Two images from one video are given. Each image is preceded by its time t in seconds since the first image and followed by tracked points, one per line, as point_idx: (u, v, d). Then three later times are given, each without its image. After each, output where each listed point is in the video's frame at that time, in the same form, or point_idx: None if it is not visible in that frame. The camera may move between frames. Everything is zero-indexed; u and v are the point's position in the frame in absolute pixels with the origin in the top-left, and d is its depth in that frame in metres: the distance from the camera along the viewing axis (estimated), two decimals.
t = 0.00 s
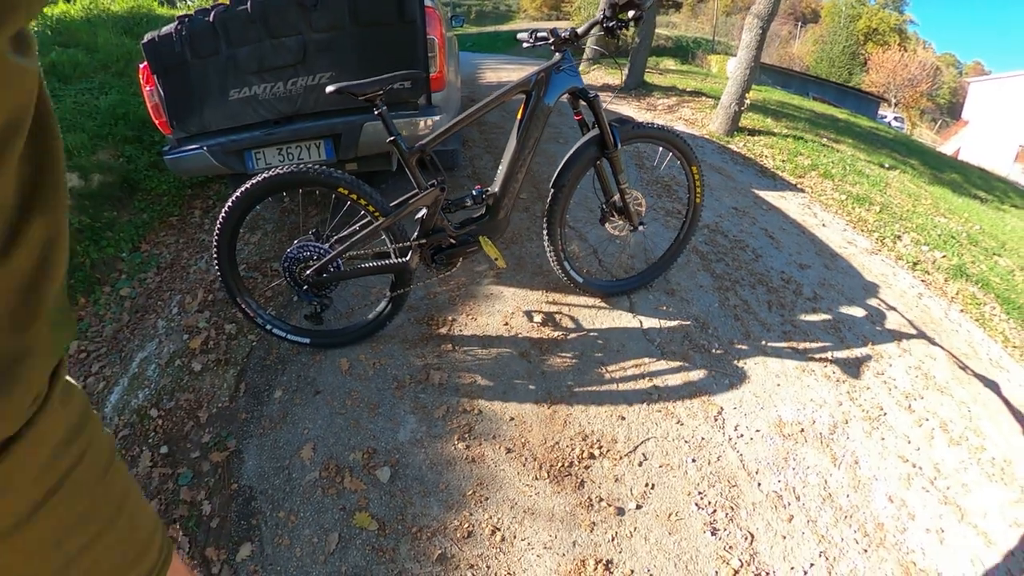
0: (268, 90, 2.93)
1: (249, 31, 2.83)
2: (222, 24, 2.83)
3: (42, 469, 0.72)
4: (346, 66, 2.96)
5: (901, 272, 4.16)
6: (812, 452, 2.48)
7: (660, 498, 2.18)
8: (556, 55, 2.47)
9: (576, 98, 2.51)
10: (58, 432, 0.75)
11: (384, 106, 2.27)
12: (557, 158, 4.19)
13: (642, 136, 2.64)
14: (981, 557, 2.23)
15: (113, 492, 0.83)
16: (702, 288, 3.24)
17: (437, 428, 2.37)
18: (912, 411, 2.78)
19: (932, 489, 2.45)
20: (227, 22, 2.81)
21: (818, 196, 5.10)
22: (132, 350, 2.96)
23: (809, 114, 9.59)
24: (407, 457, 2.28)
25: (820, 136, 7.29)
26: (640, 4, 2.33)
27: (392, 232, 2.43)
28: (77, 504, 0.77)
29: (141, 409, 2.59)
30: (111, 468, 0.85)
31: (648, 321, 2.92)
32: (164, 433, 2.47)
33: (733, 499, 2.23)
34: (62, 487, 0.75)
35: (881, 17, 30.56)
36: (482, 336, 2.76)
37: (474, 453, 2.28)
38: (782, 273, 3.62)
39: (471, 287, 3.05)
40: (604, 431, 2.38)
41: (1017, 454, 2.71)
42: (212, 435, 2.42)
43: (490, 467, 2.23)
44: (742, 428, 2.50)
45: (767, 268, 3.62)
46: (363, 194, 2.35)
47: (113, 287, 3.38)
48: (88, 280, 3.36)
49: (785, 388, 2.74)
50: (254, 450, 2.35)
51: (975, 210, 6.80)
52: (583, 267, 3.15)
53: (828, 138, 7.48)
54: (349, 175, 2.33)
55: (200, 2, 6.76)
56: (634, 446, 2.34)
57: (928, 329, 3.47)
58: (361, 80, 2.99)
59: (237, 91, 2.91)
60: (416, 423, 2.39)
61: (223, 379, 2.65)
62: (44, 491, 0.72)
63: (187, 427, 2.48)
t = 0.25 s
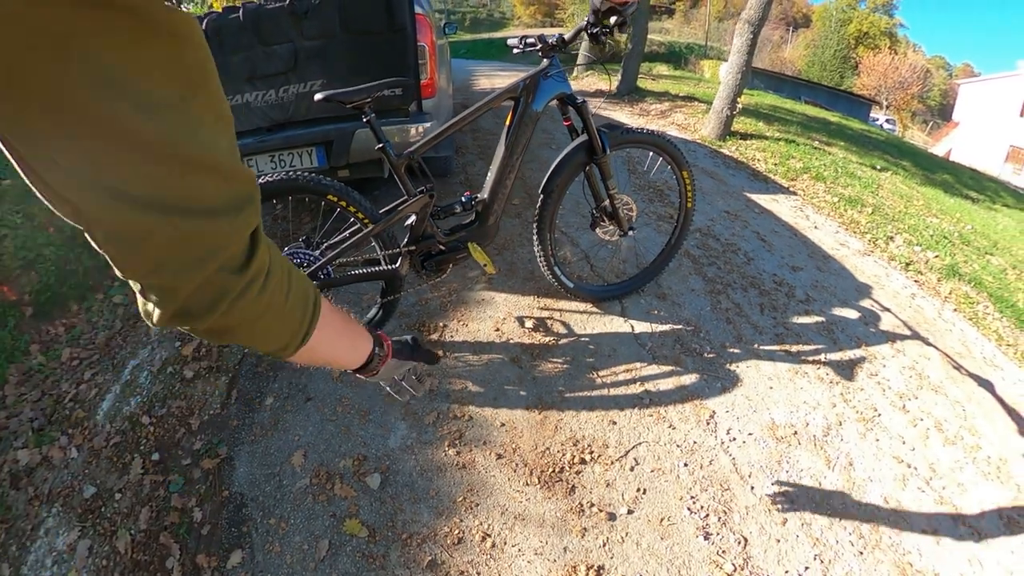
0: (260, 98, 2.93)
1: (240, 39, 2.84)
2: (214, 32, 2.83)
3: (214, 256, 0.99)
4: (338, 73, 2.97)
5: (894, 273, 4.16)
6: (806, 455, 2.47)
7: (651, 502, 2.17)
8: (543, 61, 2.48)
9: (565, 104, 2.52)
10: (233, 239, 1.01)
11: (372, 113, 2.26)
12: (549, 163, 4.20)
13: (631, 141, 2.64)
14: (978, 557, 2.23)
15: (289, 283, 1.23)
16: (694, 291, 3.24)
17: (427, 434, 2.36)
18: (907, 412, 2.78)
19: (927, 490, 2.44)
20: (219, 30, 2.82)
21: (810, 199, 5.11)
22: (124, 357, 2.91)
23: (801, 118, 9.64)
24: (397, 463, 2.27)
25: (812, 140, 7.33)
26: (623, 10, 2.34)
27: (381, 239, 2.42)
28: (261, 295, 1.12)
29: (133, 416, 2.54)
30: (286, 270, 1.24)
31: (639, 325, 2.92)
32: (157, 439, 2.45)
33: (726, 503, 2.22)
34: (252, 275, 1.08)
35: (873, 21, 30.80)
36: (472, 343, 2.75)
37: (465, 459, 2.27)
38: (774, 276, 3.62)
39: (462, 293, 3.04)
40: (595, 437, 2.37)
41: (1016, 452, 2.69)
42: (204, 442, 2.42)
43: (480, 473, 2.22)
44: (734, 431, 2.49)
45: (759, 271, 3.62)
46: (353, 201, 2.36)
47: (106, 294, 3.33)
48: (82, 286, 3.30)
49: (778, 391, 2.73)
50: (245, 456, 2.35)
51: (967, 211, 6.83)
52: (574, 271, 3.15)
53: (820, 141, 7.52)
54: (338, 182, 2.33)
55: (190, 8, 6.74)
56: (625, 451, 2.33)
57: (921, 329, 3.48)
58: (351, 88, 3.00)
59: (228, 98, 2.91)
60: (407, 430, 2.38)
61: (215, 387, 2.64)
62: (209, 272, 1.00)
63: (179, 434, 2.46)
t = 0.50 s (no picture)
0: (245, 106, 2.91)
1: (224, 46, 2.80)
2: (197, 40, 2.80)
3: (238, 183, 1.08)
4: (323, 81, 2.95)
5: (887, 276, 4.14)
6: (796, 465, 2.44)
7: (637, 516, 2.14)
8: (526, 68, 2.46)
9: (548, 112, 2.49)
10: (254, 168, 1.10)
11: (351, 124, 2.23)
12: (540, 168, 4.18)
13: (617, 149, 2.61)
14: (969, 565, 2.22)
15: (301, 200, 1.31)
16: (683, 298, 3.22)
17: (411, 447, 2.33)
18: (899, 418, 2.76)
19: (920, 498, 2.42)
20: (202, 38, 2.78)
21: (802, 201, 5.09)
22: (112, 368, 2.84)
23: (795, 118, 9.63)
24: (381, 476, 2.24)
25: (805, 141, 7.32)
26: (599, 17, 2.31)
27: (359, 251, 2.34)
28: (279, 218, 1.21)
29: (121, 428, 2.51)
30: (297, 188, 1.30)
31: (626, 334, 2.90)
32: (144, 451, 2.41)
33: (713, 516, 2.19)
34: (271, 200, 1.17)
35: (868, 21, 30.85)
36: (457, 353, 2.72)
37: (448, 473, 2.24)
38: (765, 281, 3.60)
39: (448, 301, 3.02)
40: (580, 449, 2.35)
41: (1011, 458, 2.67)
42: (190, 454, 2.38)
43: (463, 487, 2.20)
44: (722, 442, 2.47)
45: (750, 276, 3.60)
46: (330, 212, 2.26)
47: (95, 302, 3.24)
48: (70, 295, 3.21)
49: (767, 400, 2.71)
50: (231, 469, 2.31)
51: (961, 211, 6.82)
52: (561, 279, 3.13)
53: (814, 142, 7.51)
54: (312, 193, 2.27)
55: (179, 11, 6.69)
56: (611, 464, 2.31)
57: (913, 332, 3.46)
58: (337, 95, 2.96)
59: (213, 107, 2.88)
60: (390, 443, 2.35)
61: (201, 398, 2.60)
62: (234, 201, 1.09)
63: (166, 446, 2.43)
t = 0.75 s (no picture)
0: (208, 109, 2.78)
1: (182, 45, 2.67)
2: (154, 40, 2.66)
3: (191, 200, 1.18)
4: (288, 80, 2.83)
5: (869, 267, 4.13)
6: (782, 467, 2.40)
7: (618, 527, 2.08)
8: (495, 61, 2.37)
9: (519, 107, 2.41)
10: (207, 184, 1.21)
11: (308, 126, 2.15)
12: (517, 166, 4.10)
13: (592, 146, 2.53)
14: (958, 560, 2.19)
15: (261, 212, 1.41)
16: (664, 296, 3.17)
17: (383, 461, 2.25)
18: (885, 412, 2.73)
19: (907, 494, 2.39)
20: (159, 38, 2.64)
21: (783, 193, 5.07)
22: (82, 386, 2.72)
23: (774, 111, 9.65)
24: (354, 493, 2.16)
25: (785, 132, 7.32)
26: (568, 6, 2.25)
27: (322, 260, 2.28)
28: (238, 234, 1.32)
29: (90, 448, 2.38)
30: (259, 206, 1.42)
31: (606, 336, 2.83)
32: (115, 473, 2.29)
33: (697, 523, 2.14)
34: (230, 218, 1.29)
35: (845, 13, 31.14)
36: (431, 361, 2.64)
37: (422, 487, 2.16)
38: (747, 276, 3.56)
39: (422, 307, 2.94)
40: (559, 459, 2.28)
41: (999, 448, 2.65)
42: (162, 474, 2.26)
43: (438, 502, 2.12)
44: (706, 446, 2.42)
45: (731, 272, 3.56)
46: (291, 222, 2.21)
47: (64, 317, 3.16)
48: (38, 309, 3.12)
49: (751, 400, 2.66)
50: (203, 489, 2.20)
51: (939, 200, 6.86)
52: (539, 280, 3.06)
53: (793, 133, 7.51)
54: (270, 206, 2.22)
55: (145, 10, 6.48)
56: (590, 472, 2.24)
57: (896, 324, 3.43)
58: (301, 94, 2.87)
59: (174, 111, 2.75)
60: (362, 458, 2.26)
61: (173, 415, 2.47)
62: (191, 218, 1.20)
63: (137, 466, 2.31)
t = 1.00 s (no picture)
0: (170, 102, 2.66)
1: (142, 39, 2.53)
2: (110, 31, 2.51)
3: (206, 225, 1.07)
4: (252, 71, 2.72)
5: (854, 254, 4.10)
6: (782, 463, 2.33)
7: (620, 537, 2.00)
8: (476, 42, 2.27)
9: (502, 92, 2.31)
10: (223, 209, 1.09)
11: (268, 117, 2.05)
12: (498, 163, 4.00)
13: (582, 133, 2.45)
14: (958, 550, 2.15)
15: (277, 236, 1.29)
16: (654, 289, 3.09)
17: (367, 479, 2.13)
18: (878, 401, 2.70)
19: (906, 484, 2.36)
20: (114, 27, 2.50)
21: (766, 181, 5.04)
22: (48, 408, 2.45)
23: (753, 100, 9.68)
24: (338, 514, 2.03)
25: (765, 122, 7.32)
26: None
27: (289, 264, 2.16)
28: (255, 260, 1.21)
29: (58, 475, 2.17)
30: (278, 226, 1.31)
31: (597, 333, 2.74)
32: (86, 501, 2.09)
33: (700, 527, 2.06)
34: (249, 240, 1.18)
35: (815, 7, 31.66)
36: (413, 367, 2.53)
37: (411, 504, 2.05)
38: (737, 266, 3.50)
39: (403, 309, 2.81)
40: (554, 467, 2.18)
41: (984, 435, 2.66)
42: (135, 500, 2.10)
43: (428, 520, 2.01)
44: (705, 445, 2.33)
45: (720, 262, 3.50)
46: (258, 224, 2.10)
47: (28, 332, 2.82)
48: None
49: (748, 394, 2.59)
50: (178, 514, 2.05)
51: (916, 187, 6.92)
52: (526, 276, 2.96)
53: (773, 123, 7.52)
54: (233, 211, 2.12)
55: None
56: (587, 481, 2.15)
57: (884, 311, 3.40)
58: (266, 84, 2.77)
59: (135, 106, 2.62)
60: (345, 475, 2.14)
61: (144, 435, 2.30)
62: (206, 243, 1.09)
63: (108, 492, 2.12)
